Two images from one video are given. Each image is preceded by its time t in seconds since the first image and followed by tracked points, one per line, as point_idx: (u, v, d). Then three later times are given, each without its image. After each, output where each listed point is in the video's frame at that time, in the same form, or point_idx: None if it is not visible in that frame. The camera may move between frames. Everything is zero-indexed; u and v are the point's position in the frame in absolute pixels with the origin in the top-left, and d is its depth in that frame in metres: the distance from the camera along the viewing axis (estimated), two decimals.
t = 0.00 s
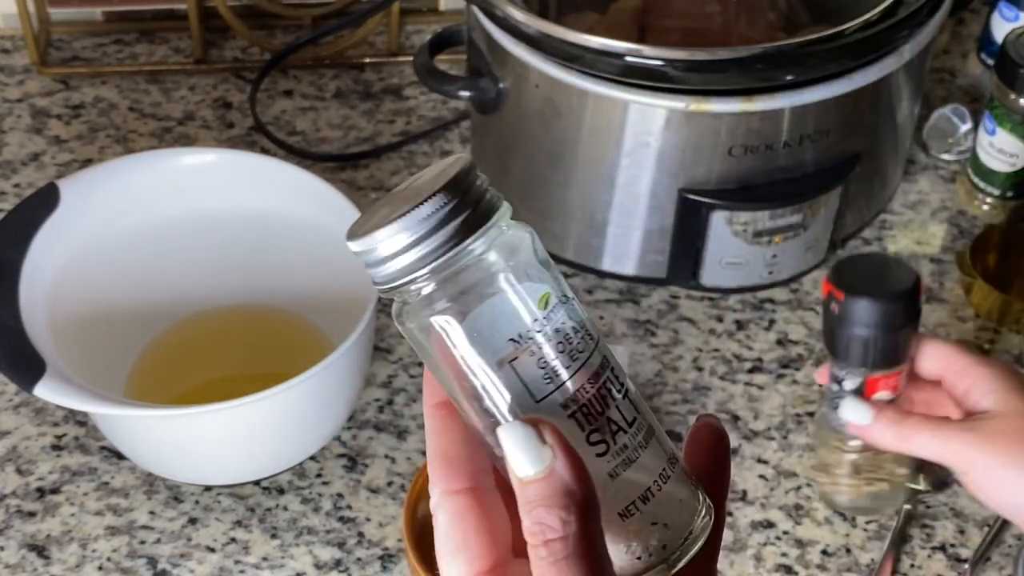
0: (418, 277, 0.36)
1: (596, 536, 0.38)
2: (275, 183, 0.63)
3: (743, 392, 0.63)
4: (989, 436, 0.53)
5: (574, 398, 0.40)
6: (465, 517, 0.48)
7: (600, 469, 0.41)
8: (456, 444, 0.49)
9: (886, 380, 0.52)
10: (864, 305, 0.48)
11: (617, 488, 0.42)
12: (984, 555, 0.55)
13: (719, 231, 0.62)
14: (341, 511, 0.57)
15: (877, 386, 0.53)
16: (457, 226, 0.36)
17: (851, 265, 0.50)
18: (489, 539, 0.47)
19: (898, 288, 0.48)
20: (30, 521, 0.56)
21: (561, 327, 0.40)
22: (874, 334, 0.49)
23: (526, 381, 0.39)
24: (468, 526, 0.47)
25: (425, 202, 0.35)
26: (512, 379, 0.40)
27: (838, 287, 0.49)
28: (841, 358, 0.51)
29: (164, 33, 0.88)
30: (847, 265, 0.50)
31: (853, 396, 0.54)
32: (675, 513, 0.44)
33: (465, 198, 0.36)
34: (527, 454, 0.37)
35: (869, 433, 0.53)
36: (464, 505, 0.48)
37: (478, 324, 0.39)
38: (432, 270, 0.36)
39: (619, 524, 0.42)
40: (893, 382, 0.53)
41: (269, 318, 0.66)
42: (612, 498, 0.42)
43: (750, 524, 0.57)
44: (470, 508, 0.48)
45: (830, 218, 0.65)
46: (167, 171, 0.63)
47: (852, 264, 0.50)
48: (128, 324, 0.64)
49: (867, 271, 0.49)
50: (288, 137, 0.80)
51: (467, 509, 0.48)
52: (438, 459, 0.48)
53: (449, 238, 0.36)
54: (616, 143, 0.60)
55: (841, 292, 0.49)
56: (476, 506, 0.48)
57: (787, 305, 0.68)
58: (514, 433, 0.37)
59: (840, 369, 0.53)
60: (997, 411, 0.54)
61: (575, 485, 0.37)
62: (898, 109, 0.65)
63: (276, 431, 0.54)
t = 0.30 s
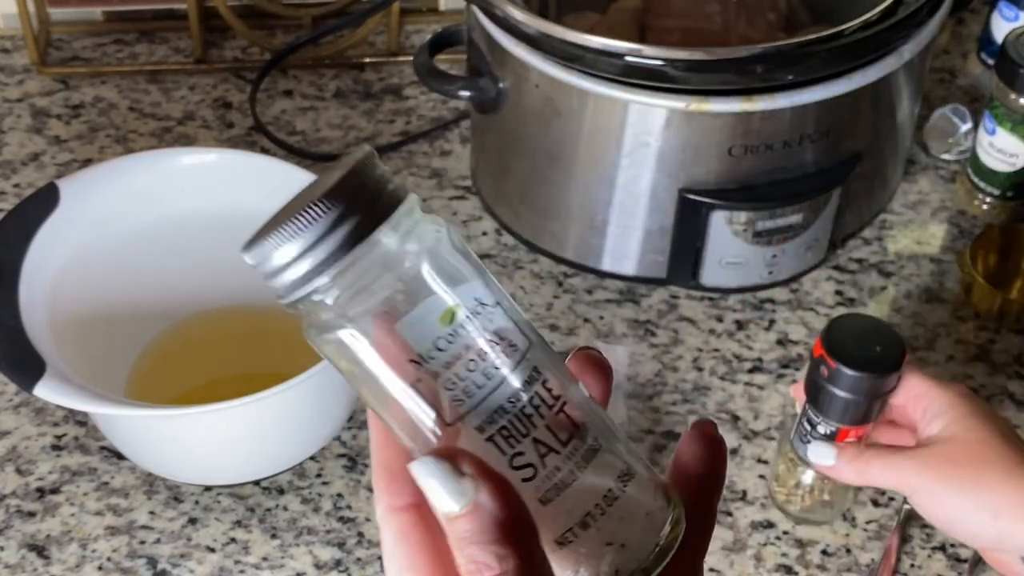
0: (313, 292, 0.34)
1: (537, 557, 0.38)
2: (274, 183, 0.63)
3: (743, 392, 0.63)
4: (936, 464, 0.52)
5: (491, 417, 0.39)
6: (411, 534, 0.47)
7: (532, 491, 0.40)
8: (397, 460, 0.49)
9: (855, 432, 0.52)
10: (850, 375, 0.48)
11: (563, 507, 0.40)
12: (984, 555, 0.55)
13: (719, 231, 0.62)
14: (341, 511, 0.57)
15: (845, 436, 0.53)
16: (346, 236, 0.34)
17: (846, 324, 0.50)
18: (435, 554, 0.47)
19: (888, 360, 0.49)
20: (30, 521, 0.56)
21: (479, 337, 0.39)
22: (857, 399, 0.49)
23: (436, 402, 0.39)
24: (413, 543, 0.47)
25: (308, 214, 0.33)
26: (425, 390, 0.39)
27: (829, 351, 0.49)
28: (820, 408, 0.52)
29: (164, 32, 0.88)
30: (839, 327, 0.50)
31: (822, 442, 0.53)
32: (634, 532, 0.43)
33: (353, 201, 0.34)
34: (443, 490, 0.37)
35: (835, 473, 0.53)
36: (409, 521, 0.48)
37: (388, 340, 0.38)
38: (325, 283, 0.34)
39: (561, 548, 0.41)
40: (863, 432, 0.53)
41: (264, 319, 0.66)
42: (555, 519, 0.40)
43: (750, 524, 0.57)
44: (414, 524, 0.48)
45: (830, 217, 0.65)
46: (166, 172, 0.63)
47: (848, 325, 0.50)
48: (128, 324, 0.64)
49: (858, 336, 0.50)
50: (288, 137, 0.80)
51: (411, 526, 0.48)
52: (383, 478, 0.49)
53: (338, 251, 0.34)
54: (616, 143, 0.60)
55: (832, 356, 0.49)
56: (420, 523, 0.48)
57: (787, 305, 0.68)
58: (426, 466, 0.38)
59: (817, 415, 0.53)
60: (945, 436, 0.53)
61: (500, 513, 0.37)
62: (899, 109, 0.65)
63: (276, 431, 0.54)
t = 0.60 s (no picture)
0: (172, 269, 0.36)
1: (425, 550, 0.37)
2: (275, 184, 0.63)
3: (743, 393, 0.63)
4: (921, 470, 0.52)
5: (355, 390, 0.39)
6: (298, 533, 0.48)
7: (401, 464, 0.39)
8: (273, 466, 0.49)
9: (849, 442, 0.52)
10: (842, 394, 0.48)
11: (430, 482, 0.40)
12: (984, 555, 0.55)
13: (719, 231, 0.62)
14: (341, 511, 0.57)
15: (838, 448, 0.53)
16: (194, 213, 0.35)
17: (837, 341, 0.50)
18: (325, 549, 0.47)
19: (879, 377, 0.48)
20: (30, 521, 0.56)
21: (337, 309, 0.39)
22: (850, 416, 0.49)
23: (295, 372, 0.39)
24: (301, 543, 0.47)
25: (160, 196, 0.35)
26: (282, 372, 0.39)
27: (822, 370, 0.49)
28: (814, 423, 0.52)
29: (164, 32, 0.88)
30: (832, 342, 0.50)
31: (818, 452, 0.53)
32: (513, 513, 0.41)
33: (202, 181, 0.36)
34: (319, 484, 0.37)
35: (824, 482, 0.54)
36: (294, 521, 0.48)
37: (240, 313, 0.38)
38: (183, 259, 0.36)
39: (435, 527, 0.40)
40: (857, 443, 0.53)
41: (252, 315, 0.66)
42: (423, 495, 0.40)
43: (751, 524, 0.57)
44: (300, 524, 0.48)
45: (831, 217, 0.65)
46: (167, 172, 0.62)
47: (841, 343, 0.50)
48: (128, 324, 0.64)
49: (850, 353, 0.49)
50: (287, 137, 0.80)
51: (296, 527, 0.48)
52: (263, 484, 0.49)
53: (188, 228, 0.35)
54: (616, 143, 0.60)
55: (824, 374, 0.49)
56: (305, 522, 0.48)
57: (787, 305, 0.68)
58: (303, 461, 0.37)
59: (811, 427, 0.53)
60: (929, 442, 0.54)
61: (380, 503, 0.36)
62: (899, 109, 0.65)
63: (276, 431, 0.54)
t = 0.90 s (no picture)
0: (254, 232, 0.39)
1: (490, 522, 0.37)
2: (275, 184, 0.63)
3: (743, 392, 0.63)
4: (911, 478, 0.53)
5: (426, 343, 0.40)
6: (355, 495, 0.47)
7: (466, 419, 0.40)
8: (335, 428, 0.48)
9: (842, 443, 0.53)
10: (832, 391, 0.48)
11: (488, 441, 0.40)
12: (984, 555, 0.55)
13: (719, 231, 0.62)
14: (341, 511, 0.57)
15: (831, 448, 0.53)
16: (279, 173, 0.38)
17: (825, 341, 0.50)
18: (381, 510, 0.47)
19: (868, 373, 0.49)
20: (30, 521, 0.56)
21: (408, 270, 0.40)
22: (840, 414, 0.49)
23: (370, 327, 0.40)
24: (358, 505, 0.47)
25: (243, 162, 0.38)
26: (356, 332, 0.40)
27: (810, 367, 0.49)
28: (806, 422, 0.52)
29: (164, 32, 0.88)
30: (820, 341, 0.50)
31: (812, 454, 0.54)
32: (569, 475, 0.42)
33: (284, 145, 0.38)
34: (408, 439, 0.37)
35: (817, 489, 0.54)
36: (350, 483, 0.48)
37: (315, 269, 0.40)
38: (266, 222, 0.39)
39: (496, 483, 0.40)
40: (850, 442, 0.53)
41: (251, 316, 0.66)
42: (482, 453, 0.40)
43: (751, 524, 0.57)
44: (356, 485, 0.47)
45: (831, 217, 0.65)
46: (167, 172, 0.62)
47: (831, 340, 0.50)
48: (128, 324, 0.64)
49: (839, 350, 0.50)
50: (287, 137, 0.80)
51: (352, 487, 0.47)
52: (322, 446, 0.48)
53: (272, 187, 0.38)
54: (616, 142, 0.60)
55: (813, 372, 0.49)
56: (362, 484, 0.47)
57: (787, 305, 0.68)
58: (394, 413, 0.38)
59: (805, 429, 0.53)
60: (919, 450, 0.54)
61: (457, 468, 0.37)
62: (899, 109, 0.65)
63: (275, 431, 0.54)
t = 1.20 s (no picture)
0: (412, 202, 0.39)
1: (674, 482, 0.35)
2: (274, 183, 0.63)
3: (743, 393, 0.63)
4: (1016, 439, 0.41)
5: (575, 328, 0.41)
6: (435, 482, 0.39)
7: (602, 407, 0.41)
8: (409, 398, 0.41)
9: (841, 443, 0.52)
10: (831, 390, 0.48)
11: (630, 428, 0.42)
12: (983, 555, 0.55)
13: (719, 231, 0.62)
14: (341, 511, 0.57)
15: (830, 449, 0.53)
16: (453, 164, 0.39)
17: (825, 340, 0.50)
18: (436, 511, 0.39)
19: (868, 373, 0.49)
20: (30, 521, 0.56)
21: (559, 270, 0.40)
22: (840, 413, 0.49)
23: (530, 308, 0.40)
24: (438, 495, 0.39)
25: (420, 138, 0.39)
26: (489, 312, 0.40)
27: (810, 366, 0.49)
28: (806, 421, 0.51)
29: (163, 32, 0.88)
30: (818, 340, 0.50)
31: (811, 453, 0.53)
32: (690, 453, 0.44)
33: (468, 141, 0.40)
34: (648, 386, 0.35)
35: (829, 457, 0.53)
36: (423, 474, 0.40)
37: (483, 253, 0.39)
38: (428, 207, 0.39)
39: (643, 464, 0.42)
40: (850, 442, 0.52)
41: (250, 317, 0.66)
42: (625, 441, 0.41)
43: (751, 524, 0.57)
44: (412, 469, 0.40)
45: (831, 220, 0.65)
46: (167, 172, 0.63)
47: (830, 340, 0.50)
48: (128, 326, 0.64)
49: (839, 350, 0.50)
50: (287, 137, 0.80)
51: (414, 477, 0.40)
52: (396, 418, 0.41)
53: (441, 168, 0.39)
54: (616, 142, 0.60)
55: (813, 370, 0.49)
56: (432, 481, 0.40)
57: (787, 304, 0.68)
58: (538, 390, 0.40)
59: (804, 428, 0.52)
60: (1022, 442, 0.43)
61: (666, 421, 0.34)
62: (899, 109, 0.65)
63: (275, 432, 0.54)
